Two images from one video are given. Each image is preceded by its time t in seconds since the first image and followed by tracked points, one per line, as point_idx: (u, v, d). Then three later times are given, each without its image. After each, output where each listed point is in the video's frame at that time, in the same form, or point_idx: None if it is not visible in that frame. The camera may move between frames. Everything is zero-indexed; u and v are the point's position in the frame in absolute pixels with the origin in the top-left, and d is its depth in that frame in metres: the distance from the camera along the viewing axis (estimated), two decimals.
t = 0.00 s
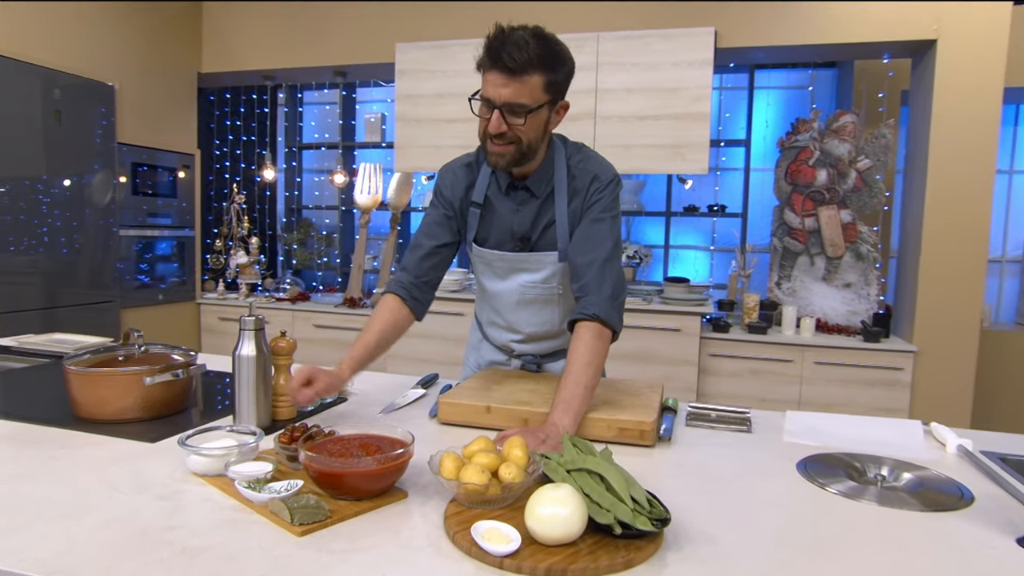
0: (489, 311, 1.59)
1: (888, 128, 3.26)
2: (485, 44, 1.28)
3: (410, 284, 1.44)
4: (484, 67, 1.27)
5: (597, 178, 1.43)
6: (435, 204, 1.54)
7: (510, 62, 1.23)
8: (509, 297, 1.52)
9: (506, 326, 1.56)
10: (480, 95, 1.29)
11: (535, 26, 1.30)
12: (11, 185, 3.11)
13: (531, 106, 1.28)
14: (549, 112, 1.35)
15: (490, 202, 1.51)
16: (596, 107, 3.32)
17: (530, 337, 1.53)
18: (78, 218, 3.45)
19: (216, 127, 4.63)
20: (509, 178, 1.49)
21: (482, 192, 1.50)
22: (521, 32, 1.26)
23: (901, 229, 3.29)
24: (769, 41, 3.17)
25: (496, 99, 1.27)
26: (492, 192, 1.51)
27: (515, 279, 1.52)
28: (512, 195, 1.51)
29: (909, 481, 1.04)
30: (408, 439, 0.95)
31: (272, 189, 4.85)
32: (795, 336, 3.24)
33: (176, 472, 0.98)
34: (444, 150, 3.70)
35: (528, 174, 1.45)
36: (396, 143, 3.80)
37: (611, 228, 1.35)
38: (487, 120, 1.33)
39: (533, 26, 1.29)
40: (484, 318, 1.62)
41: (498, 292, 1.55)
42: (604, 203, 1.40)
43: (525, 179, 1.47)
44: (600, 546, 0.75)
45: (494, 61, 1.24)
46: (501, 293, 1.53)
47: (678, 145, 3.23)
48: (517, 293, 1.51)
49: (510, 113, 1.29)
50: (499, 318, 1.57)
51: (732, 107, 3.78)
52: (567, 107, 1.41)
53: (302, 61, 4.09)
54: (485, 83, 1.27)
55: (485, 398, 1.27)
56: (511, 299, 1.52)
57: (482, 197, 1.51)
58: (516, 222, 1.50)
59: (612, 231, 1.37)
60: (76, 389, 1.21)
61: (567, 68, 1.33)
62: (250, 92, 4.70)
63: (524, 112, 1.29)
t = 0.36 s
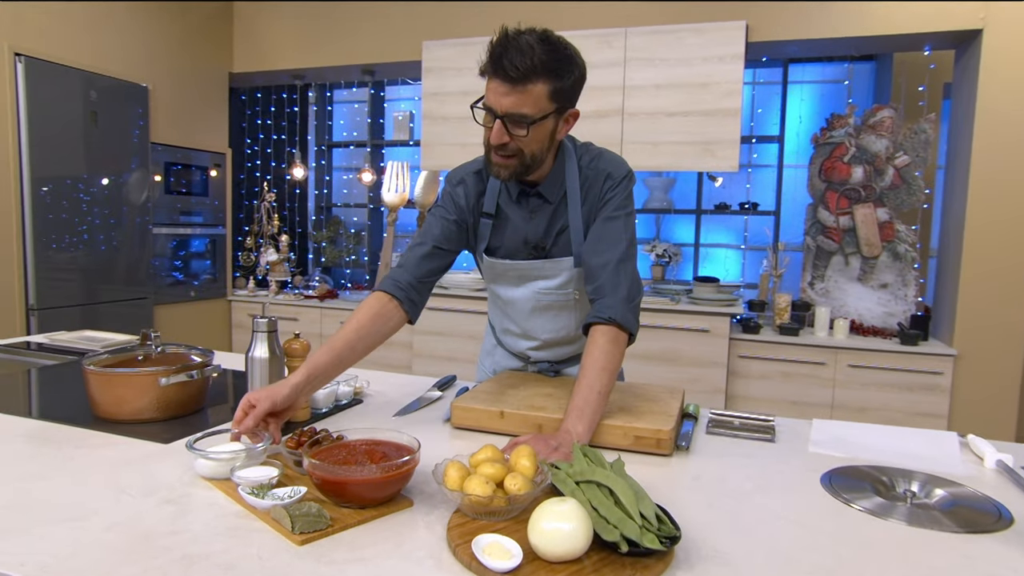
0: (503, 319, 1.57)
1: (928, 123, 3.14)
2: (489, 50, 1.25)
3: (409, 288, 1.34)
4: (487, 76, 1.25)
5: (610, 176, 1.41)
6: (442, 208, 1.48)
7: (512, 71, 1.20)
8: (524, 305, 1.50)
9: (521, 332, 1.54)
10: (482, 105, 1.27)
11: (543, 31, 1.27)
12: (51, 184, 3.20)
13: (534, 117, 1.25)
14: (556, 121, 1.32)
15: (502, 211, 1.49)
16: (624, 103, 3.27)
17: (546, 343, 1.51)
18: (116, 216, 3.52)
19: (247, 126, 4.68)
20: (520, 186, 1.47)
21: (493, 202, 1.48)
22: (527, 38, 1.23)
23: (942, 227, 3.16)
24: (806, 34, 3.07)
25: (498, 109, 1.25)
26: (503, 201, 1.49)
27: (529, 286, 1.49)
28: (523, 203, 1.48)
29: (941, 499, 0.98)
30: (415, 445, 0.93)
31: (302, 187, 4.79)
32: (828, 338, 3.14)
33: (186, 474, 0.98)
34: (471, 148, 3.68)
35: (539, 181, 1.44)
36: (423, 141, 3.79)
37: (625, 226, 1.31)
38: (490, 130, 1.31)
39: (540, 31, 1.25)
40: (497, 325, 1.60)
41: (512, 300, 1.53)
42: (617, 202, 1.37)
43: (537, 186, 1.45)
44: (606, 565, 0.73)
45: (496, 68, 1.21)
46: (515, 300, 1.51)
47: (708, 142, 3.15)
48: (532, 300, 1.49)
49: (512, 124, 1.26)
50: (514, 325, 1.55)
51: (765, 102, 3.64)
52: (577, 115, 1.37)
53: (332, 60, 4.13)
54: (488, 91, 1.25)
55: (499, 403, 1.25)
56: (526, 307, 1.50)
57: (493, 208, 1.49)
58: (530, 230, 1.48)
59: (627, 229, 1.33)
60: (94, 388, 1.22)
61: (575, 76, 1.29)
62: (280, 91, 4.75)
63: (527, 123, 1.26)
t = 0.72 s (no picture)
0: (518, 325, 1.56)
1: (971, 120, 3.03)
2: (494, 59, 1.24)
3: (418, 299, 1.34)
4: (493, 85, 1.23)
5: (623, 179, 1.38)
6: (451, 217, 1.47)
7: (518, 78, 1.18)
8: (539, 311, 1.48)
9: (538, 338, 1.52)
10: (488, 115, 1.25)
11: (549, 37, 1.25)
12: (93, 184, 3.29)
13: (541, 125, 1.23)
14: (564, 129, 1.30)
15: (513, 218, 1.47)
16: (652, 101, 3.22)
17: (562, 349, 1.50)
18: (152, 215, 3.60)
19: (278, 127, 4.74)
20: (530, 194, 1.44)
21: (502, 210, 1.45)
22: (532, 45, 1.21)
23: (984, 227, 3.04)
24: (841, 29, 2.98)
25: (504, 118, 1.23)
26: (513, 208, 1.47)
27: (543, 292, 1.48)
28: (534, 210, 1.46)
29: (973, 520, 0.93)
30: (420, 454, 0.92)
31: (331, 186, 4.81)
32: (862, 342, 3.05)
33: (194, 478, 0.98)
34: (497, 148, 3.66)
35: (550, 188, 1.41)
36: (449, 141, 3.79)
37: (639, 230, 1.29)
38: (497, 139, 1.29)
39: (546, 38, 1.23)
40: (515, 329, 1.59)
41: (527, 306, 1.51)
42: (630, 207, 1.34)
43: (548, 194, 1.43)
44: None
45: (501, 77, 1.20)
46: (530, 307, 1.50)
47: (738, 140, 3.08)
48: (546, 307, 1.47)
49: (519, 133, 1.24)
50: (530, 331, 1.53)
51: (799, 100, 3.50)
52: (586, 123, 1.35)
53: (361, 61, 4.16)
54: (494, 100, 1.23)
55: (512, 410, 1.23)
56: (540, 314, 1.48)
57: (503, 214, 1.46)
58: (541, 238, 1.46)
59: (641, 233, 1.31)
60: (113, 391, 1.24)
61: (582, 83, 1.27)
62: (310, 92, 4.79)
63: (534, 131, 1.24)
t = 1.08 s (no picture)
0: (532, 334, 1.54)
1: (1013, 121, 2.92)
2: (507, 61, 1.23)
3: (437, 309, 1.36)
4: (505, 86, 1.22)
5: (640, 190, 1.36)
6: (466, 224, 1.47)
7: (530, 77, 1.17)
8: (554, 320, 1.47)
9: (552, 347, 1.51)
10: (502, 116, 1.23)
11: (562, 36, 1.24)
12: (129, 189, 3.38)
13: (556, 123, 1.21)
14: (580, 129, 1.28)
15: (528, 224, 1.45)
16: (678, 104, 3.17)
17: (577, 358, 1.48)
18: (186, 219, 3.68)
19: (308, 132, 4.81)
20: (545, 199, 1.42)
21: (518, 215, 1.45)
22: (544, 43, 1.20)
23: None
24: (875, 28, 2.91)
25: (518, 118, 1.22)
26: (528, 213, 1.45)
27: (558, 301, 1.46)
28: (549, 216, 1.44)
29: (1002, 548, 0.89)
30: (425, 466, 0.92)
31: (359, 191, 4.87)
32: (896, 350, 2.96)
33: (203, 487, 0.99)
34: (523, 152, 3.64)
35: (564, 194, 1.40)
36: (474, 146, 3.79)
37: (656, 242, 1.26)
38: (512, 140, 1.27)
39: (558, 37, 1.22)
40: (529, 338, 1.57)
41: (541, 314, 1.49)
42: (646, 217, 1.32)
43: (562, 199, 1.41)
44: None
45: (514, 77, 1.19)
46: (544, 315, 1.48)
47: (766, 143, 3.02)
48: (561, 315, 1.45)
49: (534, 132, 1.23)
50: (544, 339, 1.52)
51: (829, 101, 3.41)
52: (602, 123, 1.33)
53: (389, 67, 4.21)
54: (508, 101, 1.22)
55: (524, 421, 1.21)
56: (555, 322, 1.47)
57: (518, 220, 1.45)
58: (556, 244, 1.44)
59: (658, 245, 1.28)
60: (131, 397, 1.25)
61: (596, 82, 1.25)
62: (338, 97, 4.79)
63: (548, 130, 1.22)
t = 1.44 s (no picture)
0: (551, 329, 1.53)
1: None
2: (566, 36, 1.36)
3: (520, 296, 1.57)
4: (567, 51, 1.34)
5: (667, 181, 1.34)
6: (517, 210, 1.62)
7: (596, 36, 1.29)
8: (573, 306, 1.47)
9: (568, 340, 1.49)
10: (563, 75, 1.33)
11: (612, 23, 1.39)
12: (164, 197, 3.47)
13: (617, 79, 1.31)
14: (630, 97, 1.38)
15: (563, 202, 1.53)
16: (703, 111, 3.13)
17: (592, 352, 1.46)
18: (218, 226, 3.76)
19: (335, 140, 4.86)
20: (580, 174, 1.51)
21: (555, 194, 1.54)
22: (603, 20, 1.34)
23: None
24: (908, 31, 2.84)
25: (582, 75, 1.31)
26: (566, 191, 1.54)
27: (580, 285, 1.47)
28: (582, 191, 1.52)
29: None
30: (428, 485, 0.91)
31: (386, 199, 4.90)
32: (930, 362, 2.86)
33: (212, 500, 1.00)
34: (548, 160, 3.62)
35: (600, 169, 1.47)
36: (499, 153, 3.79)
37: (680, 229, 1.25)
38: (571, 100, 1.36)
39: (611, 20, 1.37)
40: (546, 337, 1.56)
41: (561, 301, 1.49)
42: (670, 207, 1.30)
43: (596, 176, 1.49)
44: None
45: (579, 40, 1.31)
46: (563, 301, 1.48)
47: (795, 150, 2.95)
48: (581, 301, 1.46)
49: (595, 88, 1.32)
50: (561, 332, 1.50)
51: (861, 105, 3.33)
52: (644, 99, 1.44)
53: (415, 75, 4.24)
54: (571, 62, 1.32)
55: (535, 436, 1.20)
56: (574, 309, 1.47)
57: (557, 199, 1.54)
58: (585, 220, 1.49)
59: (682, 235, 1.27)
60: (150, 408, 1.28)
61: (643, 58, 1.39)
62: (366, 106, 4.86)
63: (610, 85, 1.31)
